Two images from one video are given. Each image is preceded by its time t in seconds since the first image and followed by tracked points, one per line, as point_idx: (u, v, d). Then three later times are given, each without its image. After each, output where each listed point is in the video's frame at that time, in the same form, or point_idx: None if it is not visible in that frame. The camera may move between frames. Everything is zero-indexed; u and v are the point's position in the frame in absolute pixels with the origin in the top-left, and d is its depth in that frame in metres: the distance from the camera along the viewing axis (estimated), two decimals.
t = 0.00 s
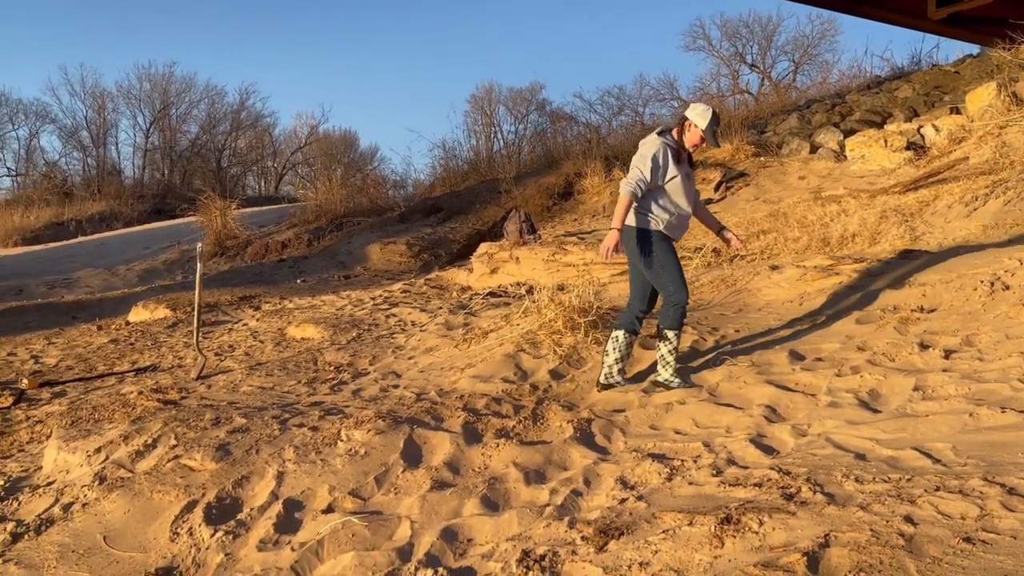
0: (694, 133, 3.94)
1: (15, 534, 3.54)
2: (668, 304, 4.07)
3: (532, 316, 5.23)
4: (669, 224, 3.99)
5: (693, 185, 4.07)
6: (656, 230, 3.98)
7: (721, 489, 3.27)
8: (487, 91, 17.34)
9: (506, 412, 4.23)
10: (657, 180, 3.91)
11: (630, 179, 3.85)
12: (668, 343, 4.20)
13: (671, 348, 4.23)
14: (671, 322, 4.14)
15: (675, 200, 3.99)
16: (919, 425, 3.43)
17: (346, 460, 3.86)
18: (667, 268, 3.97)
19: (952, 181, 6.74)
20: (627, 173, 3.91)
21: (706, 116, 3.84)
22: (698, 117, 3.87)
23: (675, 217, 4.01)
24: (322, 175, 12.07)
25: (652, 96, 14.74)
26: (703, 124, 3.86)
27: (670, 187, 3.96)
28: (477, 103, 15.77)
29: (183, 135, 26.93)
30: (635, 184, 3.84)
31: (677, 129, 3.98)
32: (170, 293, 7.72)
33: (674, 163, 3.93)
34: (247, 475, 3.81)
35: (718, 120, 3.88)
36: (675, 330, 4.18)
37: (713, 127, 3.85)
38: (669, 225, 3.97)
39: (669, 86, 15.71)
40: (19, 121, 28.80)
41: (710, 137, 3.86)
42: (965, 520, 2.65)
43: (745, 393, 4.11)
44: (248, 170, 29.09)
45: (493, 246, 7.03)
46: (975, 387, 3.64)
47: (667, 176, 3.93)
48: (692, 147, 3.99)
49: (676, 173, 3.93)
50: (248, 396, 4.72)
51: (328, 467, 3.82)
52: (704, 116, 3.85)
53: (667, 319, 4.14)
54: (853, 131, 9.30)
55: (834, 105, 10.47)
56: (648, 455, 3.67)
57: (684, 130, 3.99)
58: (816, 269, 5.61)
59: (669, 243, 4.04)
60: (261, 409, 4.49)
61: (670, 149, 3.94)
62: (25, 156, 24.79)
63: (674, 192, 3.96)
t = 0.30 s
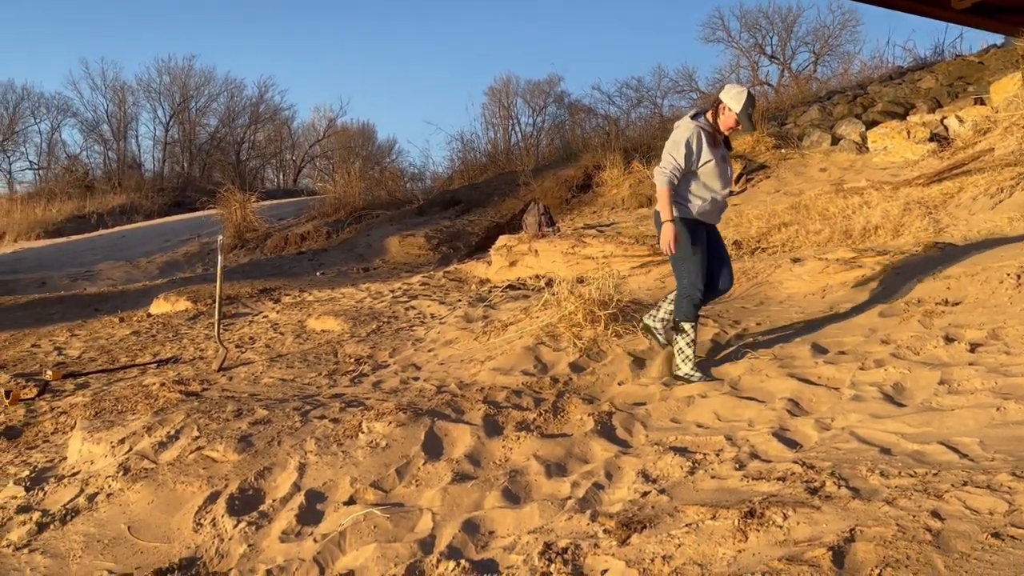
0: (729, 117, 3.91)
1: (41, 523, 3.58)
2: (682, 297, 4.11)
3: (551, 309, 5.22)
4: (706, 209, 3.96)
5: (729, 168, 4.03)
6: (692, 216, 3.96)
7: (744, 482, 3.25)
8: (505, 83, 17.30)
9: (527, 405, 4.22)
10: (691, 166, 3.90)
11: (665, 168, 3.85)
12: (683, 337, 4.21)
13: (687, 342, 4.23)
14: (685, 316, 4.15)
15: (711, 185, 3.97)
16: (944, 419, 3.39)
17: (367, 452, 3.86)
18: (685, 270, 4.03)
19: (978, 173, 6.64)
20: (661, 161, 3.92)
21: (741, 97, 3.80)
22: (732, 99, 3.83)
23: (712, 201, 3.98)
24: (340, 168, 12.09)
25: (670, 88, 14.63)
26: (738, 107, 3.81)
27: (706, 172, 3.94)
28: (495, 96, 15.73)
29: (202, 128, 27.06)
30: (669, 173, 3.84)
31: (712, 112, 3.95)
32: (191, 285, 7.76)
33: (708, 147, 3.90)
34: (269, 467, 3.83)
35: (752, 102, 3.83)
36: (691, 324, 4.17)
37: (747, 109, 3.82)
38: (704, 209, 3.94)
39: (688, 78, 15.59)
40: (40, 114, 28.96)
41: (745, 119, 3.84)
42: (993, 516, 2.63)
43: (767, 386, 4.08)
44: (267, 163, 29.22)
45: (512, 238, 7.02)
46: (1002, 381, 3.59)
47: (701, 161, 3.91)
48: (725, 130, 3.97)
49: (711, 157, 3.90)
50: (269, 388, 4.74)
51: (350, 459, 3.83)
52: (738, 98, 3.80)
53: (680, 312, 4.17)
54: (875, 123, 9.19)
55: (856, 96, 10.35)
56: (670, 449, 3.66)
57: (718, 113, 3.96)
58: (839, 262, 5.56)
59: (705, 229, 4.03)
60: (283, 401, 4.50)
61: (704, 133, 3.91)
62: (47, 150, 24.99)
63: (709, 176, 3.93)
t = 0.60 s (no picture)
0: (757, 101, 3.89)
1: (69, 516, 3.59)
2: (707, 289, 4.08)
3: (573, 303, 5.19)
4: (743, 200, 3.94)
5: (762, 155, 4.01)
6: (728, 209, 3.94)
7: (775, 479, 3.22)
8: (520, 76, 17.24)
9: (551, 399, 4.20)
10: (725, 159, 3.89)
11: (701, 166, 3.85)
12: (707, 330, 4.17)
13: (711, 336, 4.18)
14: (709, 308, 4.11)
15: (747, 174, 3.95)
16: (977, 416, 3.34)
17: (392, 446, 3.85)
18: (713, 264, 4.02)
19: (1003, 165, 6.57)
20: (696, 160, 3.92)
21: (763, 78, 3.81)
22: (754, 82, 3.84)
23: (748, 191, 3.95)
24: (357, 161, 12.07)
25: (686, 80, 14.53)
26: (763, 88, 3.82)
27: (741, 162, 3.92)
28: (510, 89, 15.68)
29: (219, 122, 27.01)
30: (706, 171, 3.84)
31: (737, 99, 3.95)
32: (210, 279, 7.77)
33: (739, 136, 3.89)
34: (294, 461, 3.83)
35: (773, 80, 3.85)
36: (715, 318, 4.13)
37: (772, 88, 3.83)
38: (740, 200, 3.92)
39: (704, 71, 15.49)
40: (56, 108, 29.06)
41: (773, 98, 3.84)
42: None
43: (794, 381, 4.05)
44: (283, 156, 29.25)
45: (531, 232, 6.99)
46: None
47: (734, 151, 3.89)
48: (755, 115, 3.95)
49: (743, 146, 3.89)
50: (291, 381, 4.74)
51: (375, 453, 3.82)
52: (762, 80, 3.81)
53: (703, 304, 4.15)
54: (896, 115, 9.10)
55: (876, 88, 10.25)
56: (697, 445, 3.63)
57: (744, 100, 3.95)
58: (864, 256, 5.51)
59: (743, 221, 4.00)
60: (306, 395, 4.50)
61: (734, 123, 3.90)
62: (65, 144, 25.08)
63: (743, 166, 3.91)
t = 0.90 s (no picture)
0: (778, 84, 3.84)
1: (94, 510, 3.60)
2: (730, 284, 4.06)
3: (593, 298, 5.17)
4: (771, 191, 3.91)
5: (789, 143, 3.97)
6: (755, 203, 3.90)
7: (803, 475, 3.19)
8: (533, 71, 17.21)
9: (573, 395, 4.18)
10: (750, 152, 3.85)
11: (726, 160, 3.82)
12: (730, 325, 4.14)
13: (734, 331, 4.15)
14: (733, 303, 4.09)
15: (772, 166, 3.91)
16: (1009, 412, 3.31)
17: (415, 441, 3.84)
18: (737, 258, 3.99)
19: None
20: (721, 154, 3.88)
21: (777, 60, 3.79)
22: (768, 66, 3.82)
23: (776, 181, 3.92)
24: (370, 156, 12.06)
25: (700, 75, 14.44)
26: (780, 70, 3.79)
27: (765, 154, 3.88)
28: (524, 83, 15.65)
29: (233, 117, 26.98)
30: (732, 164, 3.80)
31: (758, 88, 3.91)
32: (227, 273, 7.77)
33: (762, 127, 3.85)
34: (317, 455, 3.82)
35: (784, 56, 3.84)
36: (738, 313, 4.10)
37: (786, 66, 3.82)
38: (769, 192, 3.90)
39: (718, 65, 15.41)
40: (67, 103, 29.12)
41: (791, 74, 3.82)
42: None
43: (819, 376, 4.01)
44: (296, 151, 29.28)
45: (547, 227, 6.96)
46: None
47: (759, 142, 3.86)
48: (782, 96, 3.89)
49: (768, 136, 3.86)
50: (312, 376, 4.73)
51: (398, 447, 3.81)
52: (778, 63, 3.78)
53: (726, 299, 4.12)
54: (915, 109, 9.04)
55: (893, 82, 10.18)
56: (723, 441, 3.60)
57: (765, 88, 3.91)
58: (886, 251, 5.47)
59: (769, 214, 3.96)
60: (327, 389, 4.49)
61: (756, 113, 3.86)
62: (79, 139, 25.15)
63: (770, 156, 3.88)
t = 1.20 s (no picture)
0: (796, 80, 3.81)
1: (116, 505, 3.62)
2: (749, 283, 4.04)
3: (610, 295, 5.17)
4: (790, 186, 3.88)
5: (809, 137, 3.92)
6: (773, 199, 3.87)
7: (826, 474, 3.18)
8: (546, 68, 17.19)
9: (591, 392, 4.18)
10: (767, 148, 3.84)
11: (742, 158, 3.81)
12: (747, 324, 4.13)
13: (751, 330, 4.13)
14: (751, 302, 4.07)
15: (792, 161, 3.87)
16: None
17: (435, 438, 3.84)
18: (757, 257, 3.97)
19: None
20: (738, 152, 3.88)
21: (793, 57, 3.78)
22: (786, 64, 3.80)
23: (795, 175, 3.88)
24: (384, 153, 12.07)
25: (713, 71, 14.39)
26: (796, 66, 3.77)
27: (783, 149, 3.85)
28: (537, 80, 15.64)
29: (247, 114, 27.03)
30: (748, 161, 3.80)
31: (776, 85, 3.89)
32: (244, 270, 7.81)
33: (779, 123, 3.84)
34: (337, 451, 3.83)
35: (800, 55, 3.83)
36: (756, 313, 4.08)
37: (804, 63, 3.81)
38: (788, 187, 3.86)
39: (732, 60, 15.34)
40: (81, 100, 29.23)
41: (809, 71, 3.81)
42: None
43: (840, 375, 4.00)
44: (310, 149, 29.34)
45: (562, 223, 6.95)
46: None
47: (774, 138, 3.84)
48: (801, 93, 3.86)
49: (782, 132, 3.83)
50: (330, 372, 4.74)
51: (418, 444, 3.82)
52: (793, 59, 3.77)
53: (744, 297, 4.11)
54: (933, 105, 8.98)
55: (910, 78, 10.11)
56: (744, 439, 3.59)
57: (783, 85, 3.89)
58: (905, 248, 5.44)
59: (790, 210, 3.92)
60: (346, 386, 4.50)
61: (773, 109, 3.85)
62: (95, 136, 25.27)
63: (787, 151, 3.85)
